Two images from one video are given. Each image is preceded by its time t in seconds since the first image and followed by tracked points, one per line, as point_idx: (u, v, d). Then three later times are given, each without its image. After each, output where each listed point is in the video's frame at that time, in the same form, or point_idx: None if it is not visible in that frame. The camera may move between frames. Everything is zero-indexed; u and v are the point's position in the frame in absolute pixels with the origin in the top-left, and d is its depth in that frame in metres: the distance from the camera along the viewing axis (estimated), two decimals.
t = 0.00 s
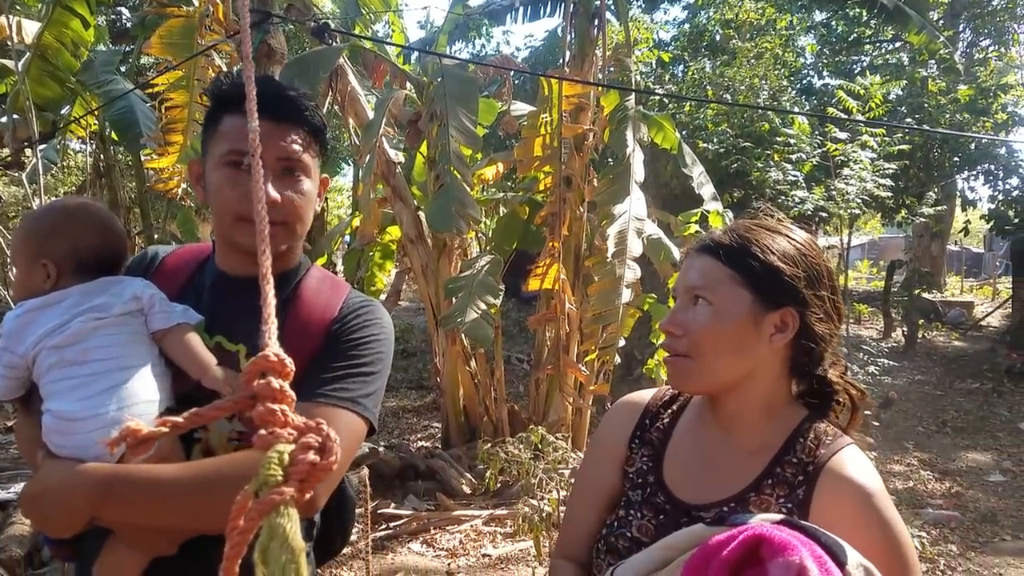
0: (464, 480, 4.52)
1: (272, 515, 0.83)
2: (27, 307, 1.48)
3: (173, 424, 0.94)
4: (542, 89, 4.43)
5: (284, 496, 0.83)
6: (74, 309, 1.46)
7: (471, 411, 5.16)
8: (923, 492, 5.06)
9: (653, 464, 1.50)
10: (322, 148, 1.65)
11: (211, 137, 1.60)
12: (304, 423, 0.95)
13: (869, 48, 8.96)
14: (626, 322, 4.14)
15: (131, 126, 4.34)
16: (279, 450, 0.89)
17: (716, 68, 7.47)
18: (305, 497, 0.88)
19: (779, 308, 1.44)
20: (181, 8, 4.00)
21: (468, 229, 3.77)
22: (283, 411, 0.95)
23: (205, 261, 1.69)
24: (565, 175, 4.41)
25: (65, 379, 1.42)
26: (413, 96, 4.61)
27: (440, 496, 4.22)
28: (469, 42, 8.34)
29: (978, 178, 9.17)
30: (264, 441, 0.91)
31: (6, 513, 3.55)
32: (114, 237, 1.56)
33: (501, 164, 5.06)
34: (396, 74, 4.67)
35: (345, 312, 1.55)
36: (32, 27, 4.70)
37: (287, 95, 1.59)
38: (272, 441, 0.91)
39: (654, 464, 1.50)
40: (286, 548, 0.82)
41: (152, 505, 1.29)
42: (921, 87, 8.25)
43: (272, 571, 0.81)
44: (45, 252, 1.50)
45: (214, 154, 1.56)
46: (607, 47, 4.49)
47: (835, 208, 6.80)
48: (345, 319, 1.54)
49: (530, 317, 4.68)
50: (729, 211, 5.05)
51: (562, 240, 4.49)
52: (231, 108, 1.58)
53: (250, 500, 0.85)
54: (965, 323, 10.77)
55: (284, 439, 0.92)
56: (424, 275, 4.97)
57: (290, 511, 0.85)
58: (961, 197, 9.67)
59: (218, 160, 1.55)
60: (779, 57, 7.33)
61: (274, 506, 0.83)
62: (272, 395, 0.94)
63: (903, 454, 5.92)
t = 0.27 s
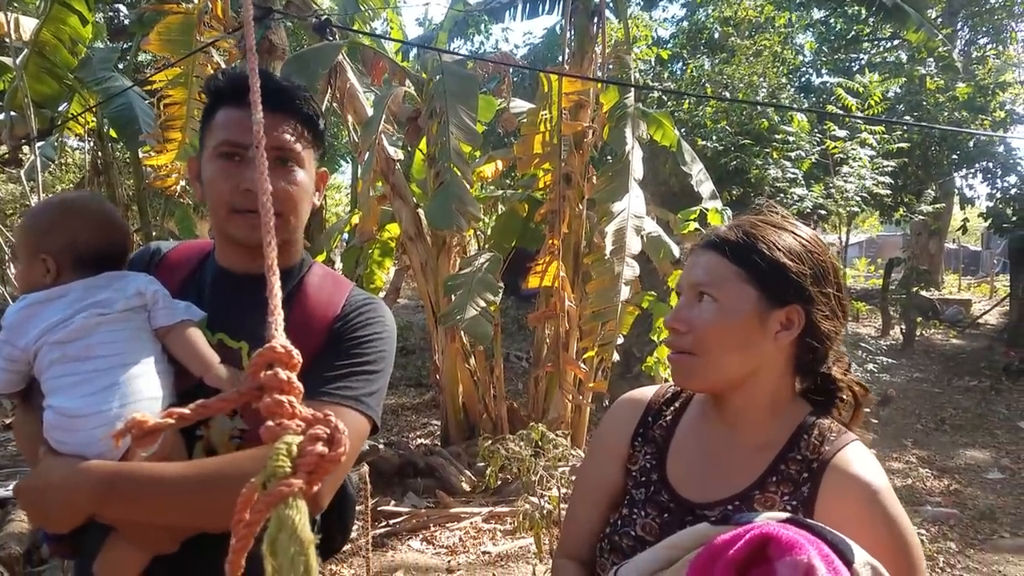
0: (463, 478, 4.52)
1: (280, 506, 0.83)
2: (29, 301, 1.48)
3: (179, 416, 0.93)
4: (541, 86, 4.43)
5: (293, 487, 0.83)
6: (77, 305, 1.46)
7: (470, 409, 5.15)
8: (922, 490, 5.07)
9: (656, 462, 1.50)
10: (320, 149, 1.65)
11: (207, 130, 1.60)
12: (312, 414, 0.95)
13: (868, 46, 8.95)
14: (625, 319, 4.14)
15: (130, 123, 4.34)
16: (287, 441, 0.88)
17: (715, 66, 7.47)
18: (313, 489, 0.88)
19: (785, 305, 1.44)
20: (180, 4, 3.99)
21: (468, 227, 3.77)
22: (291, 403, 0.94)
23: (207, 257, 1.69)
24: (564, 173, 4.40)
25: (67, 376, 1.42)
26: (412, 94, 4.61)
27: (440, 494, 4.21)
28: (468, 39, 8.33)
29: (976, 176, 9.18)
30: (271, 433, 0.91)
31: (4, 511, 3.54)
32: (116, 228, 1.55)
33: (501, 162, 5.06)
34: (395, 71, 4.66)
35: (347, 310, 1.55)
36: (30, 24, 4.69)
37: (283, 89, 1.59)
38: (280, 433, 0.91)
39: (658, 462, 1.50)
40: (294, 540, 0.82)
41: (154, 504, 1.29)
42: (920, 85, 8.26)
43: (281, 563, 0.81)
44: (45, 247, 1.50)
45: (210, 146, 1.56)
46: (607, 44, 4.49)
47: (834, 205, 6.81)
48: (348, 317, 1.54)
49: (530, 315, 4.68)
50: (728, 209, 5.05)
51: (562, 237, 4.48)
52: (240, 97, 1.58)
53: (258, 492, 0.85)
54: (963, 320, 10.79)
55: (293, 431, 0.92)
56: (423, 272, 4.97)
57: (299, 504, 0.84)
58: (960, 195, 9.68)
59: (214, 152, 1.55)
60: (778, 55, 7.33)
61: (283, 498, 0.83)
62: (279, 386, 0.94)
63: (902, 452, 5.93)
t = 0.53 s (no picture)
0: (463, 475, 4.52)
1: (291, 503, 0.83)
2: (35, 296, 1.48)
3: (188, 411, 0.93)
4: (541, 83, 4.43)
5: (303, 484, 0.83)
6: (82, 301, 1.45)
7: (470, 406, 5.16)
8: (921, 487, 5.08)
9: (661, 458, 1.50)
10: (322, 146, 1.65)
11: (207, 124, 1.60)
12: (321, 411, 0.95)
13: (867, 43, 8.95)
14: (625, 316, 4.15)
15: (129, 120, 4.33)
16: (298, 437, 0.88)
17: (714, 64, 7.47)
18: (322, 485, 0.88)
19: (793, 302, 1.43)
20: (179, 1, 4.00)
21: (469, 224, 3.77)
22: (300, 398, 0.94)
23: (211, 253, 1.68)
24: (565, 170, 4.41)
25: (72, 372, 1.41)
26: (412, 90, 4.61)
27: (440, 491, 4.22)
28: (467, 36, 8.33)
29: (974, 174, 9.19)
30: (282, 429, 0.91)
31: (4, 508, 3.52)
32: (117, 222, 1.53)
33: (500, 159, 5.06)
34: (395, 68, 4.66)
35: (352, 306, 1.55)
36: (28, 20, 4.68)
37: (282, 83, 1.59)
38: (290, 429, 0.91)
39: (662, 458, 1.50)
40: (305, 536, 0.83)
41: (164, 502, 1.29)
42: (919, 82, 8.27)
43: (292, 559, 0.81)
44: (48, 243, 1.50)
45: (210, 139, 1.56)
46: (607, 41, 4.48)
47: (833, 203, 6.81)
48: (354, 313, 1.53)
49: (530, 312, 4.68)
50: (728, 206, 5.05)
51: (562, 234, 4.48)
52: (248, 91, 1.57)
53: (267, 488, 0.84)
54: (961, 318, 10.81)
55: (302, 428, 0.92)
56: (423, 270, 4.96)
57: (309, 500, 0.84)
58: (958, 193, 9.69)
59: (212, 146, 1.55)
60: (777, 52, 7.33)
61: (293, 494, 0.83)
62: (289, 382, 0.94)
63: (901, 449, 5.94)
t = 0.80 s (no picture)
0: (464, 472, 4.53)
1: (307, 495, 0.84)
2: (42, 291, 1.48)
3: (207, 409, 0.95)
4: (542, 81, 4.43)
5: (319, 476, 0.84)
6: (89, 295, 1.46)
7: (470, 403, 5.17)
8: (920, 484, 5.09)
9: (666, 453, 1.50)
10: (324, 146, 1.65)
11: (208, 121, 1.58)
12: (335, 405, 0.96)
13: (866, 41, 8.95)
14: (625, 313, 4.15)
15: (128, 118, 4.33)
16: (312, 431, 0.89)
17: (714, 61, 7.47)
18: (338, 479, 0.89)
19: (809, 302, 1.44)
20: None
21: (471, 221, 3.77)
22: (315, 393, 0.95)
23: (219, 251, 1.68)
24: (565, 167, 4.41)
25: (77, 364, 1.41)
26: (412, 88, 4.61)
27: (441, 488, 4.22)
28: (467, 33, 8.32)
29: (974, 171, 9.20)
30: (297, 423, 0.91)
31: (6, 505, 3.52)
32: (124, 218, 1.53)
33: (501, 156, 5.07)
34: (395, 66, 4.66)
35: (362, 306, 1.55)
36: (28, 17, 4.67)
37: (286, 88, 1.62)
38: (305, 423, 0.92)
39: (667, 453, 1.50)
40: (321, 528, 0.83)
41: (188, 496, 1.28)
42: (918, 80, 8.27)
43: (308, 552, 0.82)
44: (54, 237, 1.50)
45: (208, 140, 1.55)
46: (607, 38, 4.48)
47: (832, 200, 6.82)
48: (362, 312, 1.54)
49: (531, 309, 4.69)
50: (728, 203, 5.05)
51: (563, 232, 4.49)
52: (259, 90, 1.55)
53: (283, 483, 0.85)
54: (960, 316, 10.82)
55: (318, 421, 0.92)
56: (424, 267, 4.97)
57: (325, 492, 0.85)
58: (958, 190, 9.70)
59: (210, 147, 1.55)
60: (777, 50, 7.33)
61: (310, 487, 0.84)
62: (303, 377, 0.95)
63: (900, 446, 5.95)
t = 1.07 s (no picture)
0: (465, 470, 4.53)
1: (306, 498, 0.83)
2: (33, 293, 1.47)
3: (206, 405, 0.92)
4: (543, 78, 4.42)
5: (317, 480, 0.82)
6: (75, 295, 1.43)
7: (471, 401, 5.16)
8: (922, 482, 5.09)
9: (667, 451, 1.49)
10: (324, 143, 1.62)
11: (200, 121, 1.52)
12: (334, 408, 0.95)
13: (868, 37, 8.93)
14: (626, 311, 4.15)
15: (128, 117, 4.31)
16: (311, 435, 0.89)
17: (715, 58, 7.46)
18: (337, 483, 0.88)
19: (813, 300, 1.43)
20: None
21: (470, 220, 3.77)
22: (313, 396, 0.94)
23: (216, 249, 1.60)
24: (566, 165, 4.40)
25: (61, 364, 1.38)
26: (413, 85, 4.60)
27: (442, 486, 4.22)
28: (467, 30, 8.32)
29: (975, 169, 9.19)
30: (296, 427, 0.91)
31: (8, 503, 3.53)
32: (115, 215, 1.53)
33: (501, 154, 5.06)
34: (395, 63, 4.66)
35: (364, 308, 1.52)
36: (28, 15, 4.67)
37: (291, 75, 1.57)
38: (304, 427, 0.91)
39: (668, 451, 1.49)
40: (320, 533, 0.82)
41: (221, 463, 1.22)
42: (919, 77, 8.25)
43: (307, 557, 0.81)
44: (47, 237, 1.49)
45: (196, 139, 1.49)
46: (608, 35, 4.47)
47: (834, 198, 6.81)
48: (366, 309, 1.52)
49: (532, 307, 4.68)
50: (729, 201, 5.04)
51: (564, 230, 4.50)
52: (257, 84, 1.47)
53: (280, 485, 0.85)
54: (962, 313, 10.81)
55: (316, 425, 0.92)
56: (424, 265, 4.96)
57: (323, 496, 0.84)
58: (959, 187, 9.69)
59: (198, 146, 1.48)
60: (778, 47, 7.33)
61: (308, 490, 0.83)
62: (301, 380, 0.94)
63: (901, 444, 5.95)
